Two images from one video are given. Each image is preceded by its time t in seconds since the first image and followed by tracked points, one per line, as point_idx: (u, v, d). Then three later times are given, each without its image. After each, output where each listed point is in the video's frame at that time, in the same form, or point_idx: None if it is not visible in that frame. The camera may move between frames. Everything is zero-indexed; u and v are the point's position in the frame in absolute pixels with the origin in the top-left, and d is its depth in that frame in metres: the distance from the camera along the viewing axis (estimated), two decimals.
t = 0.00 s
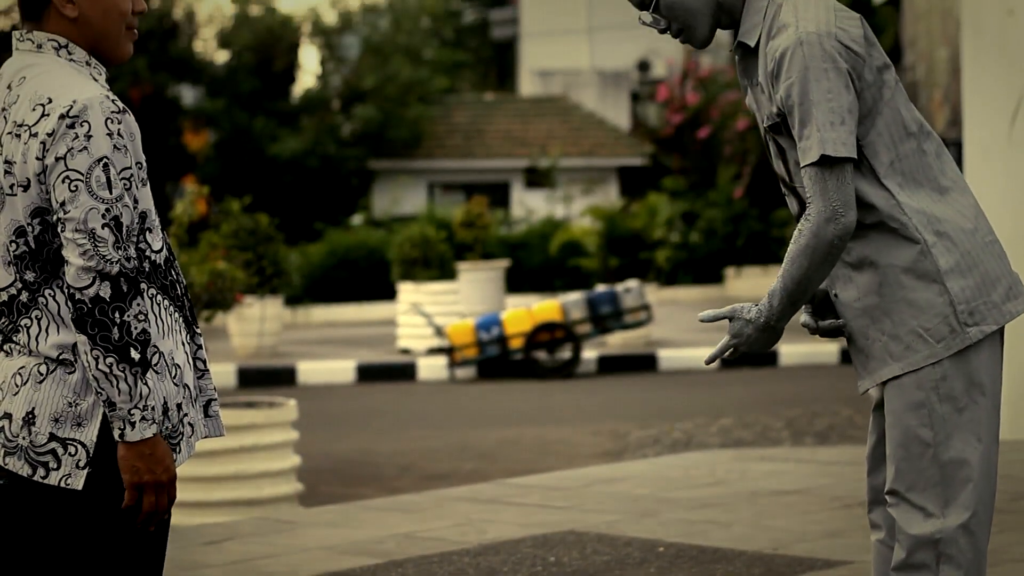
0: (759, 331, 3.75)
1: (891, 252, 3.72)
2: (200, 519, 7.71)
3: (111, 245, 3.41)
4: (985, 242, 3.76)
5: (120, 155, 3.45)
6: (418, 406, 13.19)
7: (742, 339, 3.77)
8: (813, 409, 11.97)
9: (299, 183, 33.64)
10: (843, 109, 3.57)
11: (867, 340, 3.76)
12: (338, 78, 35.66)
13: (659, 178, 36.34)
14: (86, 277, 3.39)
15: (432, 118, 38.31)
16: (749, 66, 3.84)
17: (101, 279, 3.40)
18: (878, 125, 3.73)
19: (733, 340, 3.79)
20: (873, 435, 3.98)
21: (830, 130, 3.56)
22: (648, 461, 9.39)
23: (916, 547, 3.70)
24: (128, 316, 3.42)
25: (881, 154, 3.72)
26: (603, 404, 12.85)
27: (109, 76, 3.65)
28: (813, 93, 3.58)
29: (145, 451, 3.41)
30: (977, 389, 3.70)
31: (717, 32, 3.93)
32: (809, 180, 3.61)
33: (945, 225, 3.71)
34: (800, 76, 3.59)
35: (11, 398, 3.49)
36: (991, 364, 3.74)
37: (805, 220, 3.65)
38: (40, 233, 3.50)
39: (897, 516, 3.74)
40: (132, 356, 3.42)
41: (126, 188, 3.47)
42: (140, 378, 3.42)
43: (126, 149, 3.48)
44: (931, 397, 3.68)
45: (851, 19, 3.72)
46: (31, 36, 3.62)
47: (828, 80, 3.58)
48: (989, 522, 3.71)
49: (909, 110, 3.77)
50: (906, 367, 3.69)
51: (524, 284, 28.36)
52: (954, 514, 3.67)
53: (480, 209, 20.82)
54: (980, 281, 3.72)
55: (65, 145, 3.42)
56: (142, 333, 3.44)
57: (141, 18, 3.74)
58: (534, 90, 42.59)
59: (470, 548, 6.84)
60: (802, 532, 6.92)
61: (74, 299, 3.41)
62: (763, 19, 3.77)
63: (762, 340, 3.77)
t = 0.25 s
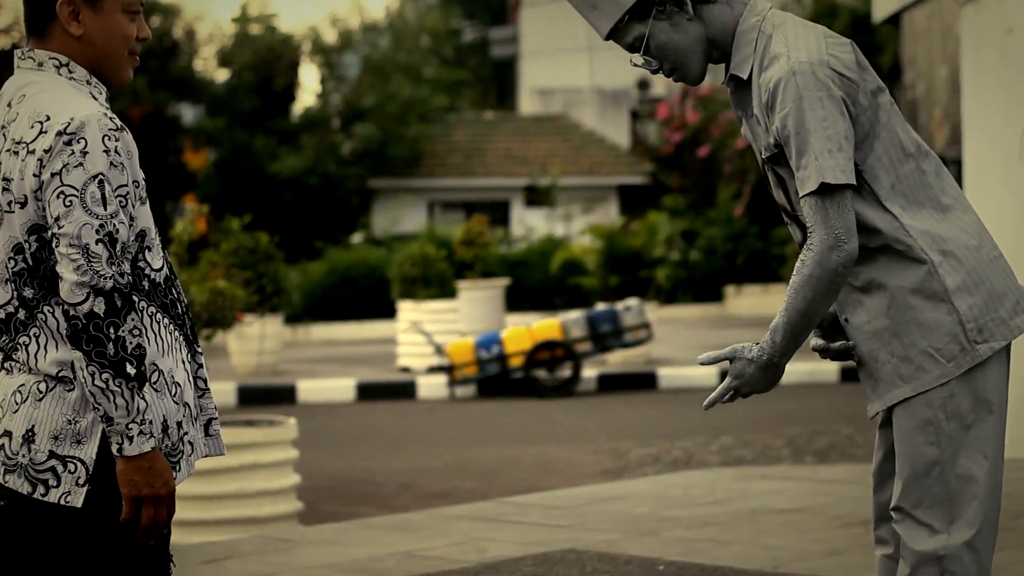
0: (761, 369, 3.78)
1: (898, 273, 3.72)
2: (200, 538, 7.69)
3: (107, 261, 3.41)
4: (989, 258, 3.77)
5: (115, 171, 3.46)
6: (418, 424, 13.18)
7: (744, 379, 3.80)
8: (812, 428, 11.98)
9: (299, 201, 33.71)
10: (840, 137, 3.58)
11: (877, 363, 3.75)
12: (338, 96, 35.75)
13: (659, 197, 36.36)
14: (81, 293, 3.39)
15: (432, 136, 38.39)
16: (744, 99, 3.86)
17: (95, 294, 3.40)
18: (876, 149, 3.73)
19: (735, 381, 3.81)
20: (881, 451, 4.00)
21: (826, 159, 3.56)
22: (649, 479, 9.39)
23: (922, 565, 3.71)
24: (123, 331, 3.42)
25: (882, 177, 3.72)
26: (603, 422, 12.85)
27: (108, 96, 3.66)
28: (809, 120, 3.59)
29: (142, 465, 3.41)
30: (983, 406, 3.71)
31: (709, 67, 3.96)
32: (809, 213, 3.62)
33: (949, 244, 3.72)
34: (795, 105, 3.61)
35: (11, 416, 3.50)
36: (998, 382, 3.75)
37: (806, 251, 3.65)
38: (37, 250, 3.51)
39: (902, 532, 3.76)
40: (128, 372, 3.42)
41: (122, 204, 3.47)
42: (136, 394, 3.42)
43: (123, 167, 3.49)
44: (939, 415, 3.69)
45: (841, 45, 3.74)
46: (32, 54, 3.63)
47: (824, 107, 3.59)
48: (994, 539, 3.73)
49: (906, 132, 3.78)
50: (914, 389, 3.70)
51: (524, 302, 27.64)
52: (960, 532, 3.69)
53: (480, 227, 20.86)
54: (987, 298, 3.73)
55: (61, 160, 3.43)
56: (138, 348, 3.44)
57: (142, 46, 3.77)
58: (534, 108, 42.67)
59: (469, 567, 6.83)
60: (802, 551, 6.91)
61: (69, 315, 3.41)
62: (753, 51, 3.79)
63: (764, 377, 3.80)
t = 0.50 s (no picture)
0: (769, 405, 3.71)
1: (906, 293, 3.72)
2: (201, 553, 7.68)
3: (108, 277, 3.42)
4: (994, 274, 3.78)
5: (116, 188, 3.47)
6: (419, 440, 13.18)
7: (751, 417, 3.73)
8: (812, 444, 11.98)
9: (299, 218, 33.75)
10: (841, 161, 3.58)
11: (887, 384, 3.75)
12: (339, 113, 35.86)
13: (659, 214, 36.36)
14: (81, 309, 3.39)
15: (432, 154, 38.42)
16: (742, 126, 3.89)
17: (96, 309, 3.41)
18: (877, 171, 3.75)
19: (743, 420, 3.74)
20: (886, 467, 4.01)
21: (829, 183, 3.56)
22: (649, 496, 9.38)
23: None
24: (123, 346, 3.43)
25: (885, 199, 3.74)
26: (604, 439, 12.84)
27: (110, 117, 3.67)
28: (809, 145, 3.59)
29: (144, 479, 3.41)
30: (989, 423, 3.73)
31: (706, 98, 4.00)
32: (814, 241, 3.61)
33: (955, 262, 3.73)
34: (795, 132, 3.61)
35: (11, 431, 3.50)
36: (1004, 397, 3.76)
37: (812, 277, 3.63)
38: (37, 265, 3.52)
39: (907, 549, 3.78)
40: (130, 388, 3.43)
41: (122, 221, 3.48)
42: (138, 411, 3.43)
43: (123, 184, 3.50)
44: (945, 432, 3.70)
45: (837, 70, 3.75)
46: (36, 70, 3.64)
47: (823, 131, 3.60)
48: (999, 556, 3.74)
49: (906, 152, 3.79)
50: (925, 409, 3.70)
51: (524, 319, 27.49)
52: (964, 547, 3.70)
53: (480, 244, 20.88)
54: (995, 313, 3.74)
55: (62, 176, 3.43)
56: (139, 363, 3.45)
57: (146, 78, 3.79)
58: (534, 125, 42.70)
59: None
60: (802, 567, 6.91)
61: (69, 330, 3.42)
62: (749, 80, 3.82)
63: (772, 413, 3.73)
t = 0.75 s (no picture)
0: (786, 440, 3.67)
1: (917, 315, 3.73)
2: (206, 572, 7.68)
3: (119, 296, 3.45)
4: (1003, 291, 3.80)
5: (126, 207, 3.49)
6: (424, 459, 13.19)
7: (768, 453, 3.68)
8: (818, 461, 11.98)
9: (305, 237, 33.80)
10: (848, 188, 3.58)
11: (898, 405, 3.77)
12: (344, 131, 35.94)
13: (664, 233, 36.36)
14: (94, 327, 3.42)
15: (437, 172, 38.47)
16: (744, 155, 3.90)
17: (109, 328, 3.44)
18: (884, 195, 3.75)
19: (760, 457, 3.69)
20: (895, 485, 4.01)
21: (837, 210, 3.57)
22: (654, 514, 9.38)
23: None
24: (136, 363, 3.46)
25: (893, 222, 3.75)
26: (609, 457, 12.84)
27: (120, 136, 3.69)
28: (815, 170, 3.60)
29: (158, 497, 3.46)
30: (1001, 440, 3.74)
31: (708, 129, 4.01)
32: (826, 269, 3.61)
33: (965, 281, 3.74)
34: (800, 161, 3.62)
35: (20, 448, 3.54)
36: (1014, 414, 3.77)
37: (825, 305, 3.63)
38: (46, 283, 3.54)
39: (917, 566, 3.80)
40: (143, 405, 3.46)
41: (132, 240, 3.50)
42: (151, 428, 3.46)
43: (133, 203, 3.52)
44: (956, 450, 3.72)
45: (838, 96, 3.77)
46: (49, 88, 3.68)
47: (827, 157, 3.61)
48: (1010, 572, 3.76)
49: (911, 173, 3.80)
50: (937, 429, 3.72)
51: (530, 337, 27.41)
52: (976, 565, 3.72)
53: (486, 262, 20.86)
54: (1006, 330, 3.75)
55: (72, 195, 3.46)
56: (152, 381, 3.48)
57: (157, 104, 3.82)
58: (539, 143, 42.76)
59: None
60: None
61: (81, 348, 3.44)
62: (750, 110, 3.83)
63: (788, 449, 3.69)
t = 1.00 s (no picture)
0: (809, 467, 3.63)
1: (928, 327, 3.74)
2: None
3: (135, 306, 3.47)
4: (1012, 302, 3.80)
5: (139, 216, 3.51)
6: (431, 469, 13.18)
7: (791, 485, 3.63)
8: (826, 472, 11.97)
9: (312, 247, 33.81)
10: (855, 204, 3.60)
11: (910, 417, 3.78)
12: (352, 141, 35.98)
13: (672, 243, 36.34)
14: (109, 337, 3.44)
15: (445, 183, 38.49)
16: (749, 174, 3.92)
17: (124, 337, 3.46)
18: (891, 210, 3.77)
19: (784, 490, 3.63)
20: (905, 495, 4.02)
21: (845, 225, 3.58)
22: (662, 525, 9.37)
23: None
24: (151, 372, 3.49)
25: (902, 235, 3.76)
26: (617, 468, 12.84)
27: (133, 147, 3.72)
28: (822, 185, 3.61)
29: (175, 505, 3.49)
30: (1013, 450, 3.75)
31: (713, 150, 4.03)
32: (837, 290, 3.61)
33: (975, 293, 3.74)
34: (806, 179, 3.63)
35: (30, 458, 3.56)
36: None
37: (837, 323, 3.63)
38: (59, 292, 3.56)
39: None
40: (158, 414, 3.48)
41: (146, 250, 3.53)
42: (166, 437, 3.49)
43: (145, 213, 3.54)
44: (968, 460, 3.72)
45: (842, 112, 3.79)
46: (63, 98, 3.72)
47: (834, 172, 3.63)
48: None
49: (917, 187, 3.81)
50: (949, 440, 3.72)
51: (537, 346, 27.44)
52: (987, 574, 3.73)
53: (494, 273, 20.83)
54: (1016, 341, 3.76)
55: (84, 205, 3.48)
56: (168, 390, 3.51)
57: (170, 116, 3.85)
58: (547, 153, 42.71)
59: None
60: None
61: (96, 358, 3.47)
62: (753, 129, 3.85)
63: (808, 478, 3.65)
